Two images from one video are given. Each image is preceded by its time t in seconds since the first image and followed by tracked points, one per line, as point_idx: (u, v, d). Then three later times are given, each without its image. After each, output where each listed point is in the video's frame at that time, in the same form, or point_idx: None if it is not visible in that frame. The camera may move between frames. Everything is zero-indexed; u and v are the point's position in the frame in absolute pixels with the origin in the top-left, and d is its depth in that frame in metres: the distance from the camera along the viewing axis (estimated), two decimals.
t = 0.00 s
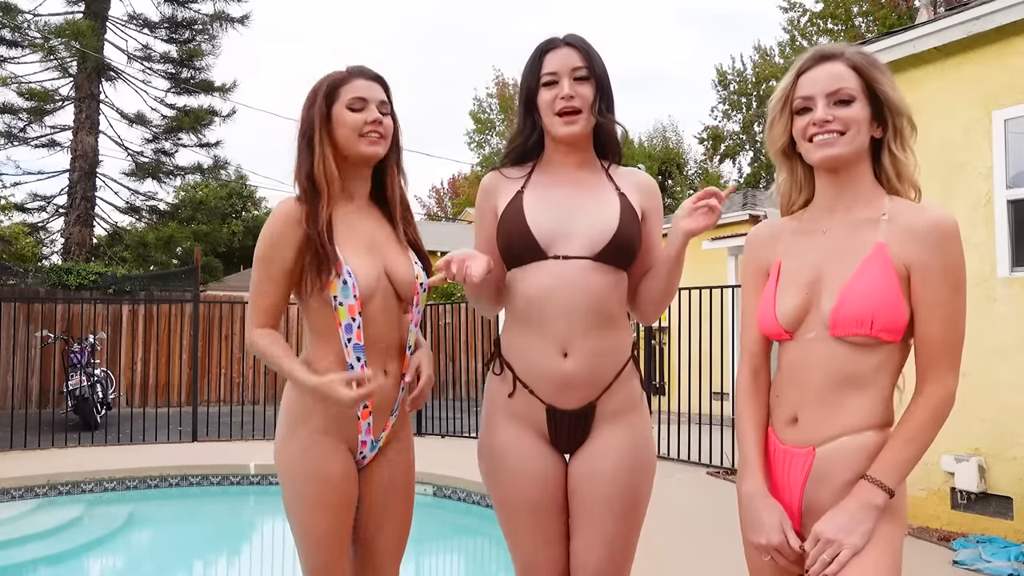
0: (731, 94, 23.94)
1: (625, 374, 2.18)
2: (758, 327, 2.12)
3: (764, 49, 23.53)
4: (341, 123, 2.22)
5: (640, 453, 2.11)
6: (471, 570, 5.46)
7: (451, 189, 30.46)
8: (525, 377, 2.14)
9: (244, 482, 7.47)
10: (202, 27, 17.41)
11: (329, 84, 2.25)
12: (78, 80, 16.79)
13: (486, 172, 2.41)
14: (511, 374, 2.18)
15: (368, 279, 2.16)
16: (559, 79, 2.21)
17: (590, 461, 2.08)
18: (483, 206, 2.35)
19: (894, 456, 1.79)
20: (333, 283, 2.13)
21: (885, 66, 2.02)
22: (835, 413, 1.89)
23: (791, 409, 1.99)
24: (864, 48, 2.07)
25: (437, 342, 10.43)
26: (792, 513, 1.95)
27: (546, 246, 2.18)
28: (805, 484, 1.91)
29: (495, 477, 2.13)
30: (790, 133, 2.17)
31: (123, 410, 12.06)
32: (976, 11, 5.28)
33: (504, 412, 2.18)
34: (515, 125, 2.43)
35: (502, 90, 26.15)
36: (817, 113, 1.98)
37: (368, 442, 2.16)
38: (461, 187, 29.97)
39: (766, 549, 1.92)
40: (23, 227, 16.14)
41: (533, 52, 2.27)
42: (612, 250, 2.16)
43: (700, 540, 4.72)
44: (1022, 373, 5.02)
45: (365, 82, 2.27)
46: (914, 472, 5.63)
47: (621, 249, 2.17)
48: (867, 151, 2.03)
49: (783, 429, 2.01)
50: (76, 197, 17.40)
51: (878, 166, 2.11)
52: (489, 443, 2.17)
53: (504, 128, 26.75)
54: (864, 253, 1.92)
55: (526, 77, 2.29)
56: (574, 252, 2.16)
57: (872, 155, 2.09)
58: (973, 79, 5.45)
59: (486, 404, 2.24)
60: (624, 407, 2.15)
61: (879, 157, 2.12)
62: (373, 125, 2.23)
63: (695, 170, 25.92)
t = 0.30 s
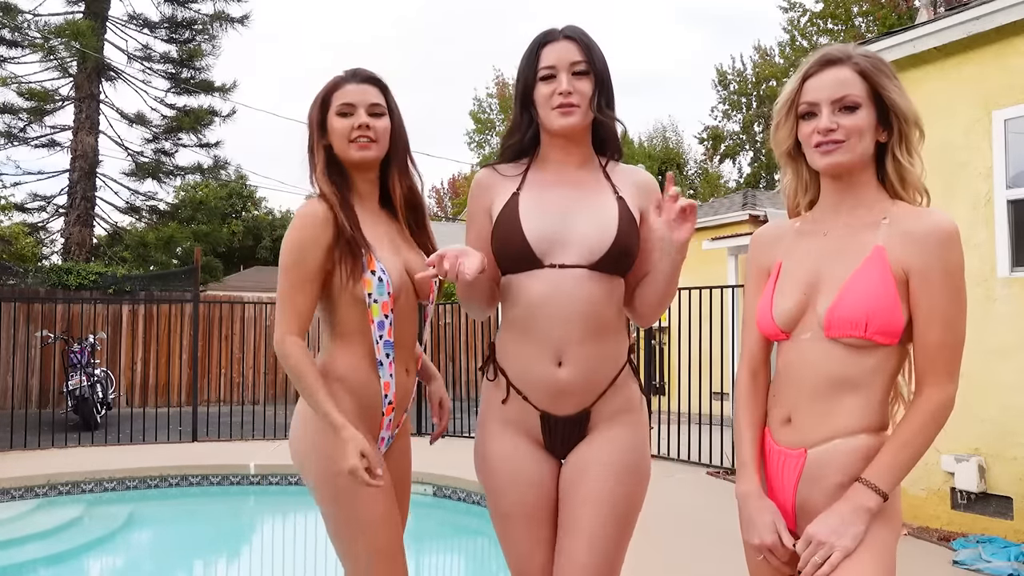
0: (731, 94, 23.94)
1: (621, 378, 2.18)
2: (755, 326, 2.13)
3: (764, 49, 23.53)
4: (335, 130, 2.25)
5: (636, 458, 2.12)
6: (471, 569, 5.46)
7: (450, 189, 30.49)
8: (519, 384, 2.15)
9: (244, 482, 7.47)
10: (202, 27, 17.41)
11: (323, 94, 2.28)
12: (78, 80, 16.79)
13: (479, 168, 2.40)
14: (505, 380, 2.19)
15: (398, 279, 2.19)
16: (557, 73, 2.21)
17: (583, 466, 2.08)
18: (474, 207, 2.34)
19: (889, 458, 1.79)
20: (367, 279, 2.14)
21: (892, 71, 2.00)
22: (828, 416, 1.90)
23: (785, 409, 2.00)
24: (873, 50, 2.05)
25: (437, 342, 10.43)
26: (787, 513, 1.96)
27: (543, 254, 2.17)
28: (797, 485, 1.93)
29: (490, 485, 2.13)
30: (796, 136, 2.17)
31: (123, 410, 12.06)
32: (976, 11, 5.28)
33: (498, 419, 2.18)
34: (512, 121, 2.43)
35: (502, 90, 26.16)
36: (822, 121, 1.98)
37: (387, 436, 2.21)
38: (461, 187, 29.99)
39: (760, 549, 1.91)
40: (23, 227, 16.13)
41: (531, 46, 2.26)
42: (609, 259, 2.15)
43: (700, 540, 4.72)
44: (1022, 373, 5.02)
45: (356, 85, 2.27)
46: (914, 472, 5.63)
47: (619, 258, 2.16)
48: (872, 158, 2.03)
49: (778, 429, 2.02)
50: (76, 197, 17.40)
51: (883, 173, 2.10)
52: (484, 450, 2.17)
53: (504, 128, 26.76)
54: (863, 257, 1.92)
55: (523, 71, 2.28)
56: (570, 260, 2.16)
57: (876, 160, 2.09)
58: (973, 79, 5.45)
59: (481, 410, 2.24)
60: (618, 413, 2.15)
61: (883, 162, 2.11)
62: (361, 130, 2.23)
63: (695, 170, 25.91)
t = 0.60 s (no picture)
0: (731, 94, 23.92)
1: (619, 380, 2.13)
2: (754, 325, 2.12)
3: (764, 49, 23.51)
4: (349, 125, 2.28)
5: (638, 463, 2.06)
6: (471, 569, 5.46)
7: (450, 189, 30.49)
8: (510, 394, 2.13)
9: (244, 482, 7.47)
10: (202, 27, 17.42)
11: (338, 88, 2.30)
12: (78, 80, 16.78)
13: (465, 159, 2.42)
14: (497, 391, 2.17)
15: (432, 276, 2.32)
16: (550, 59, 2.18)
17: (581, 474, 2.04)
18: (462, 202, 2.35)
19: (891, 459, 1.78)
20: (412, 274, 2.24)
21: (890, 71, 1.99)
22: (829, 417, 1.89)
23: (785, 410, 1.99)
24: (870, 50, 2.05)
25: (437, 342, 10.44)
26: (788, 516, 1.95)
27: (530, 251, 2.15)
28: (800, 486, 1.91)
29: (488, 499, 2.13)
30: (793, 138, 2.17)
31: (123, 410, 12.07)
32: (976, 11, 5.28)
33: (494, 431, 2.17)
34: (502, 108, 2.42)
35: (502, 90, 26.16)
36: (820, 123, 1.98)
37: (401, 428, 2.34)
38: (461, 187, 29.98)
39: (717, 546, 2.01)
40: (23, 227, 16.12)
41: (522, 31, 2.24)
42: (600, 260, 2.12)
43: (700, 540, 4.72)
44: (1021, 373, 5.02)
45: (370, 80, 2.29)
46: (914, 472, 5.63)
47: (610, 257, 2.13)
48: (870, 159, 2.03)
49: (778, 430, 2.00)
50: (76, 197, 17.39)
51: (879, 173, 2.10)
52: (480, 463, 2.16)
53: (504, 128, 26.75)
54: (863, 258, 1.92)
55: (513, 57, 2.25)
56: (559, 260, 2.13)
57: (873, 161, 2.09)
58: (973, 79, 5.45)
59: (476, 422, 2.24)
60: (615, 417, 2.10)
61: (880, 161, 2.11)
62: (377, 126, 2.26)
63: (695, 170, 25.90)
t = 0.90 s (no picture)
0: (731, 94, 23.95)
1: (633, 390, 1.83)
2: (754, 322, 2.10)
3: (763, 49, 23.53)
4: (360, 125, 2.31)
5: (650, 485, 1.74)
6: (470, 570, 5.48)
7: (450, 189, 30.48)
8: (505, 404, 1.82)
9: (244, 482, 7.48)
10: (202, 27, 17.42)
11: (347, 89, 2.31)
12: (78, 80, 16.78)
13: (463, 139, 2.07)
14: (489, 400, 1.86)
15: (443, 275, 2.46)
16: (557, 25, 1.87)
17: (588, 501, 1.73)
18: (455, 188, 2.00)
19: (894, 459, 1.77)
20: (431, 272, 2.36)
21: (882, 69, 2.00)
22: (833, 416, 1.89)
23: (788, 410, 1.98)
24: (864, 49, 2.05)
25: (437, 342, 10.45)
26: (791, 517, 1.93)
27: (531, 239, 1.84)
28: (804, 487, 1.88)
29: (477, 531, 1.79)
30: (785, 137, 2.17)
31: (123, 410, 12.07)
32: (976, 11, 5.29)
33: (482, 447, 1.85)
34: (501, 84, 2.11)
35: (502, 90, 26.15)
36: (813, 123, 1.98)
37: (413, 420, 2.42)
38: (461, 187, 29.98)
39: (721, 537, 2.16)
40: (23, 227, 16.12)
41: None
42: (609, 245, 1.82)
43: (701, 540, 4.72)
44: (1021, 373, 5.02)
45: (381, 81, 2.33)
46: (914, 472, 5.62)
47: (621, 243, 1.83)
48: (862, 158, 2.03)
49: (780, 430, 1.99)
50: (76, 197, 17.40)
51: (871, 171, 2.10)
52: (469, 486, 1.83)
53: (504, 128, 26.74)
54: (862, 254, 1.93)
55: (516, 25, 1.95)
56: (563, 244, 1.83)
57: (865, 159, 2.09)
58: (973, 79, 5.45)
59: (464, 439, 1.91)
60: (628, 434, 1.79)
61: (872, 159, 2.11)
62: (392, 128, 2.31)
63: (694, 171, 25.92)
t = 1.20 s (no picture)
0: (731, 94, 23.98)
1: (639, 395, 1.55)
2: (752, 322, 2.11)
3: (763, 49, 23.56)
4: (356, 135, 2.33)
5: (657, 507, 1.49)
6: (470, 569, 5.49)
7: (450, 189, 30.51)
8: (487, 402, 1.52)
9: (244, 482, 7.48)
10: (202, 27, 17.42)
11: (342, 97, 2.33)
12: (78, 80, 16.77)
13: (442, 97, 1.73)
14: (468, 398, 1.55)
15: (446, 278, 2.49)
16: None
17: (581, 525, 1.48)
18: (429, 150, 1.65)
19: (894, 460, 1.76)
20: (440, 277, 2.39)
21: (872, 73, 1.99)
22: (833, 415, 1.89)
23: (789, 409, 1.97)
24: (854, 49, 2.05)
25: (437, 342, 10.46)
26: (793, 517, 1.92)
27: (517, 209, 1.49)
28: (805, 486, 1.87)
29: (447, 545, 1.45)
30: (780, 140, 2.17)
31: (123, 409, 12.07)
32: (976, 11, 5.29)
33: (458, 455, 1.53)
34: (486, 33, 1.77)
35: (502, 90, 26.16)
36: (806, 127, 1.98)
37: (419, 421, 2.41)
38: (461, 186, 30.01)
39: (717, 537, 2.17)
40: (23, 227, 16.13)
41: None
42: (614, 219, 1.49)
43: (701, 540, 4.72)
44: (1021, 373, 5.02)
45: (376, 91, 2.36)
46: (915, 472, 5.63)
47: (628, 216, 1.50)
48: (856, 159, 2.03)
49: (781, 429, 1.98)
50: (76, 197, 17.41)
51: (866, 169, 2.10)
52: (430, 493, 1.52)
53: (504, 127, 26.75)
54: (857, 255, 1.93)
55: None
56: (561, 218, 1.48)
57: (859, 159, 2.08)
58: (973, 79, 5.45)
59: (432, 439, 1.61)
60: (630, 448, 1.51)
61: (866, 159, 2.11)
62: (388, 137, 2.34)
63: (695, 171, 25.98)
